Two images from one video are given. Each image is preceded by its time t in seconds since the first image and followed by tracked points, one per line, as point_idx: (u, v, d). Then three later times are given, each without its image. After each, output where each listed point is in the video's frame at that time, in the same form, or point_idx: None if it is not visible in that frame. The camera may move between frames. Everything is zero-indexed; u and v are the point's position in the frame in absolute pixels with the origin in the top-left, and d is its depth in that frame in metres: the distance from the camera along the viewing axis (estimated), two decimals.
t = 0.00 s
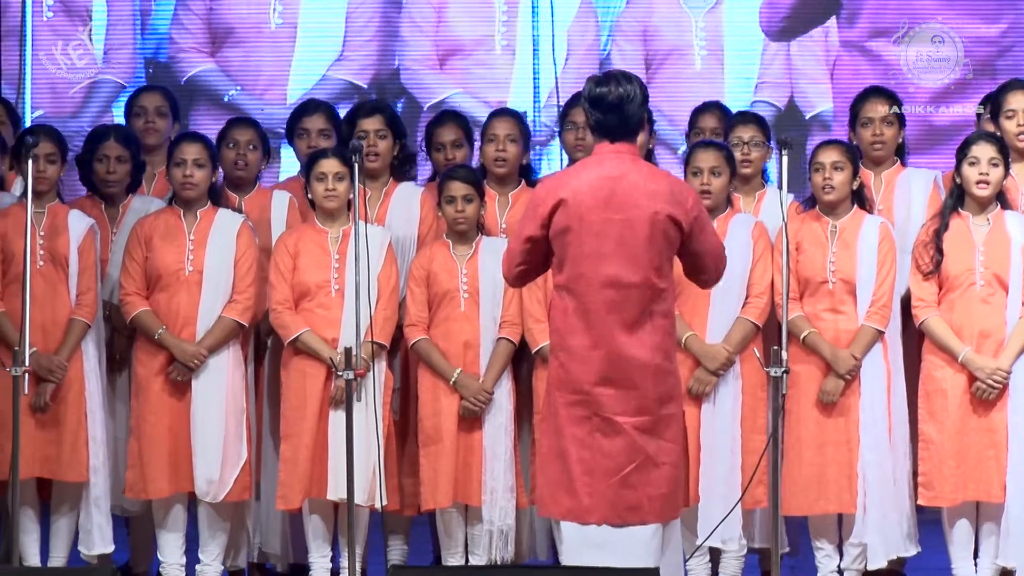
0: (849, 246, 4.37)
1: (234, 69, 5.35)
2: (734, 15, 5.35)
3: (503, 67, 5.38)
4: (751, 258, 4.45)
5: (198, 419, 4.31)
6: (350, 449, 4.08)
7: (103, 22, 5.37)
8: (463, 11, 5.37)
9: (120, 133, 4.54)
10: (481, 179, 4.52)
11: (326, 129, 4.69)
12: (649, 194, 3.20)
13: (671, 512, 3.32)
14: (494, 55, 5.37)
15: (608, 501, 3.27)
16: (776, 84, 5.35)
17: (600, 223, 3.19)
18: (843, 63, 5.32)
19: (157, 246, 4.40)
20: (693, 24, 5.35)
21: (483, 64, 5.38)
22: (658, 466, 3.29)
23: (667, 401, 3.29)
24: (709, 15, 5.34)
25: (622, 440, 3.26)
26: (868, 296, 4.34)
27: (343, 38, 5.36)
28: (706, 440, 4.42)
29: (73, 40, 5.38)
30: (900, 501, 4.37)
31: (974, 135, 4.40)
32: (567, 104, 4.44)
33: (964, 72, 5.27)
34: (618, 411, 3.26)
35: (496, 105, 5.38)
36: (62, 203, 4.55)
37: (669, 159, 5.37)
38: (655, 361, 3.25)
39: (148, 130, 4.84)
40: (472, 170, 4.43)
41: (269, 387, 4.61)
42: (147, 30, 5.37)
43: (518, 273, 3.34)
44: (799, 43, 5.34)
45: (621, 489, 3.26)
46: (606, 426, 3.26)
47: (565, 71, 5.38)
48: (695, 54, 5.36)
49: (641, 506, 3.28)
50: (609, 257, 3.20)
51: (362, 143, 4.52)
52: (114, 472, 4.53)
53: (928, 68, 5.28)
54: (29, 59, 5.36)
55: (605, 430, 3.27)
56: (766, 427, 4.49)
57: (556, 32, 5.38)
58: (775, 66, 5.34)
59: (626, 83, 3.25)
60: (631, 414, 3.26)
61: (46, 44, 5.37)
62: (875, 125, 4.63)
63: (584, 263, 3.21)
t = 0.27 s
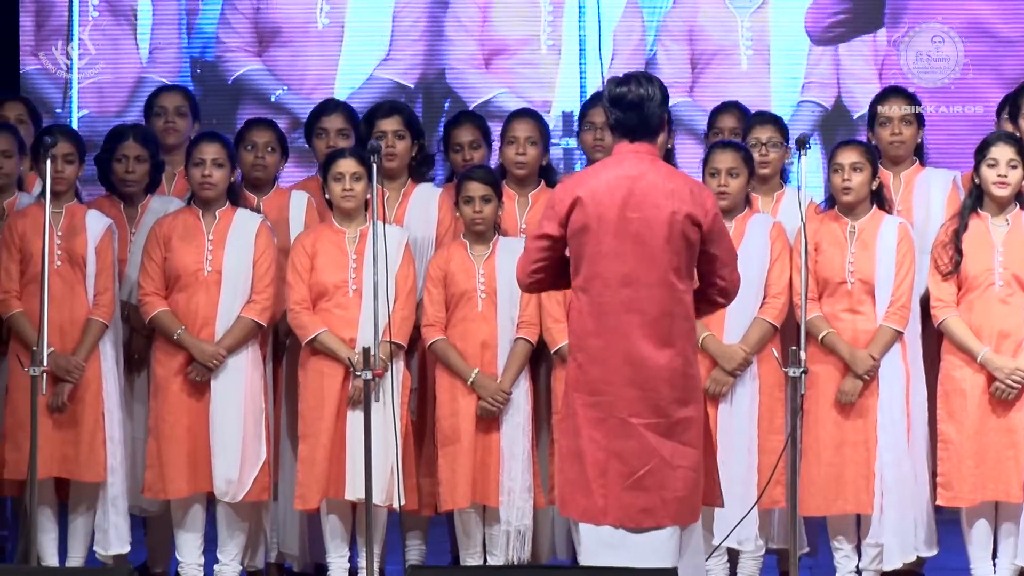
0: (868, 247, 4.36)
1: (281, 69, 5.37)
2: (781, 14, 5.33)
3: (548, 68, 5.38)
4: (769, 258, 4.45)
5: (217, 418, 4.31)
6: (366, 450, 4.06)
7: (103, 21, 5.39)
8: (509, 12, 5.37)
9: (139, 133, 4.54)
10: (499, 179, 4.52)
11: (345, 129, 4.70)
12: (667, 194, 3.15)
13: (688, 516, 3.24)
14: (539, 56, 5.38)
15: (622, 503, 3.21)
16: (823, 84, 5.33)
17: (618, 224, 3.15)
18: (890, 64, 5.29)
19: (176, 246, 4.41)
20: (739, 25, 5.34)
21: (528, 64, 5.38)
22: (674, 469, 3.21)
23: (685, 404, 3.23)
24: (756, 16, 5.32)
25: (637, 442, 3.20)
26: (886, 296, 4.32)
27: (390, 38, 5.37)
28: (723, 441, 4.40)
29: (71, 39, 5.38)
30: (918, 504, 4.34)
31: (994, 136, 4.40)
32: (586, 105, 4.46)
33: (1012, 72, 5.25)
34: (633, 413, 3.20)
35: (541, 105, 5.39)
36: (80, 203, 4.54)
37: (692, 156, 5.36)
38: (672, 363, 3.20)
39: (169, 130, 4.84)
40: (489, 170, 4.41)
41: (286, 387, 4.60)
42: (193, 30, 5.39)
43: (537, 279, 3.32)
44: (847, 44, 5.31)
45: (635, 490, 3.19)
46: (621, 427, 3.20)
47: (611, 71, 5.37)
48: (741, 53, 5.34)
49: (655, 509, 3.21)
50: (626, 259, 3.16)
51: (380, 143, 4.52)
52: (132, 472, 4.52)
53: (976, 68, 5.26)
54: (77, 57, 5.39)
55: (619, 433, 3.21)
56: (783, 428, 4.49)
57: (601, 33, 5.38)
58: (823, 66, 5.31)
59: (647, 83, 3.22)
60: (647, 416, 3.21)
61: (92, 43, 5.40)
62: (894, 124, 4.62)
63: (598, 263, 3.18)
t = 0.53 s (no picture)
0: (882, 247, 4.36)
1: (323, 69, 5.35)
2: (820, 15, 5.28)
3: (587, 68, 5.33)
4: (784, 258, 4.45)
5: (234, 417, 4.32)
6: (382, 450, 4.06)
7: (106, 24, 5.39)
8: (548, 12, 5.33)
9: (155, 133, 4.54)
10: (513, 179, 4.50)
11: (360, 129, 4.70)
12: (684, 195, 3.17)
13: (704, 514, 3.26)
14: (580, 55, 5.33)
15: (637, 504, 3.24)
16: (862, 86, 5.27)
17: (636, 225, 3.16)
18: (930, 65, 5.24)
19: (192, 247, 4.42)
20: (779, 27, 5.30)
21: (570, 64, 5.33)
22: (689, 468, 3.25)
23: (699, 403, 3.25)
24: (795, 17, 5.28)
25: (653, 442, 3.22)
26: (900, 297, 4.32)
27: (432, 39, 5.35)
28: (738, 443, 4.41)
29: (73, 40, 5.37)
30: (934, 506, 4.31)
31: (1010, 136, 4.40)
32: (601, 104, 4.46)
33: None
34: (648, 414, 3.22)
35: (580, 105, 5.34)
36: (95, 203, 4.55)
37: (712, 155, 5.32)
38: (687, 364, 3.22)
39: (184, 130, 4.85)
40: (503, 169, 4.40)
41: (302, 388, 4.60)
42: (233, 31, 5.38)
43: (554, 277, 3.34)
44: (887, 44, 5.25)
45: (651, 492, 3.23)
46: (636, 429, 3.22)
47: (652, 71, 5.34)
48: (783, 54, 5.30)
49: (672, 509, 3.24)
50: (642, 262, 3.17)
51: (395, 143, 4.52)
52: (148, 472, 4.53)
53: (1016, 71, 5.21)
54: (118, 57, 5.39)
55: (634, 434, 3.23)
56: (798, 428, 4.47)
57: (641, 33, 5.33)
58: (862, 67, 5.26)
59: (659, 84, 3.23)
60: (663, 416, 3.22)
61: (132, 43, 5.39)
62: (908, 124, 4.64)
63: (614, 266, 3.20)
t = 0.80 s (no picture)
0: (896, 248, 4.36)
1: (359, 71, 5.35)
2: (854, 15, 5.25)
3: (620, 70, 5.32)
4: (796, 258, 4.45)
5: (248, 419, 4.32)
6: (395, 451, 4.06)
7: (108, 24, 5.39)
8: (581, 12, 5.32)
9: (168, 133, 4.55)
10: (526, 179, 4.50)
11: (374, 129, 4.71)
12: (698, 194, 3.17)
13: (717, 513, 3.27)
14: (613, 56, 5.32)
15: (651, 504, 3.24)
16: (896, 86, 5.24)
17: (649, 225, 3.17)
18: (966, 64, 5.20)
19: (205, 247, 4.42)
20: (813, 28, 5.26)
21: (602, 65, 5.32)
22: (702, 467, 3.25)
23: (712, 403, 3.25)
24: (828, 17, 5.25)
25: (666, 442, 3.22)
26: (913, 298, 4.31)
27: (466, 39, 5.33)
28: (750, 443, 4.41)
29: (80, 39, 5.38)
30: (945, 506, 4.31)
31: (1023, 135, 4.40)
32: (615, 105, 4.46)
33: None
34: (662, 414, 3.22)
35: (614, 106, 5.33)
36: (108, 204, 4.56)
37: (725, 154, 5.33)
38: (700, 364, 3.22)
39: (198, 130, 4.85)
40: (516, 169, 4.40)
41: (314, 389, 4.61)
42: (267, 32, 5.38)
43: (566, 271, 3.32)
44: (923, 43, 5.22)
45: (665, 491, 3.22)
46: (649, 429, 3.23)
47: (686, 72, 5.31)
48: (817, 55, 5.27)
49: (685, 508, 3.25)
50: (656, 262, 3.17)
51: (408, 143, 4.52)
52: (160, 472, 4.53)
53: None
54: (151, 58, 5.39)
55: (647, 434, 3.23)
56: (811, 428, 4.47)
57: (675, 34, 5.31)
58: (897, 66, 5.23)
59: (672, 84, 3.23)
60: (677, 415, 3.22)
61: (166, 44, 5.40)
62: (921, 124, 4.65)
63: (630, 264, 3.19)
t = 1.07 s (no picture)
0: (911, 248, 4.36)
1: (398, 71, 5.36)
2: (891, 15, 5.27)
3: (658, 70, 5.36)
4: (811, 258, 4.45)
5: (263, 420, 4.32)
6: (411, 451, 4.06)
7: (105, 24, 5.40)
8: (618, 12, 5.35)
9: (183, 133, 4.55)
10: (542, 180, 4.50)
11: (389, 128, 4.70)
12: (713, 196, 3.17)
13: (731, 516, 3.27)
14: (651, 56, 5.36)
15: (665, 505, 3.23)
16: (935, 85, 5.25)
17: (661, 224, 3.17)
18: (1005, 63, 5.21)
19: (220, 248, 4.43)
20: (850, 28, 5.28)
21: (639, 65, 5.36)
22: (717, 470, 3.24)
23: (728, 405, 3.25)
24: (867, 18, 5.27)
25: (681, 444, 3.22)
26: (928, 299, 4.31)
27: (505, 40, 5.35)
28: (765, 443, 4.42)
29: (80, 39, 5.39)
30: (960, 505, 4.30)
31: None
32: (630, 105, 4.47)
33: None
34: (678, 414, 3.22)
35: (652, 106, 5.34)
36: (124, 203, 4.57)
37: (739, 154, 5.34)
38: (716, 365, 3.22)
39: (213, 130, 4.85)
40: (531, 170, 4.40)
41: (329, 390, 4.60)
42: (305, 32, 5.39)
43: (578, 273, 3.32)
44: (962, 41, 5.22)
45: (679, 493, 3.22)
46: (664, 429, 3.22)
47: (724, 72, 5.33)
48: (854, 55, 5.28)
49: (699, 510, 3.24)
50: (671, 261, 3.17)
51: (423, 143, 4.52)
52: (175, 473, 4.54)
53: None
54: (189, 59, 5.41)
55: (662, 435, 3.23)
56: (827, 428, 4.47)
57: (713, 34, 5.34)
58: (936, 66, 5.25)
59: (688, 83, 3.24)
60: (690, 416, 3.23)
61: (202, 44, 5.41)
62: (936, 125, 4.64)
63: (643, 262, 3.20)
